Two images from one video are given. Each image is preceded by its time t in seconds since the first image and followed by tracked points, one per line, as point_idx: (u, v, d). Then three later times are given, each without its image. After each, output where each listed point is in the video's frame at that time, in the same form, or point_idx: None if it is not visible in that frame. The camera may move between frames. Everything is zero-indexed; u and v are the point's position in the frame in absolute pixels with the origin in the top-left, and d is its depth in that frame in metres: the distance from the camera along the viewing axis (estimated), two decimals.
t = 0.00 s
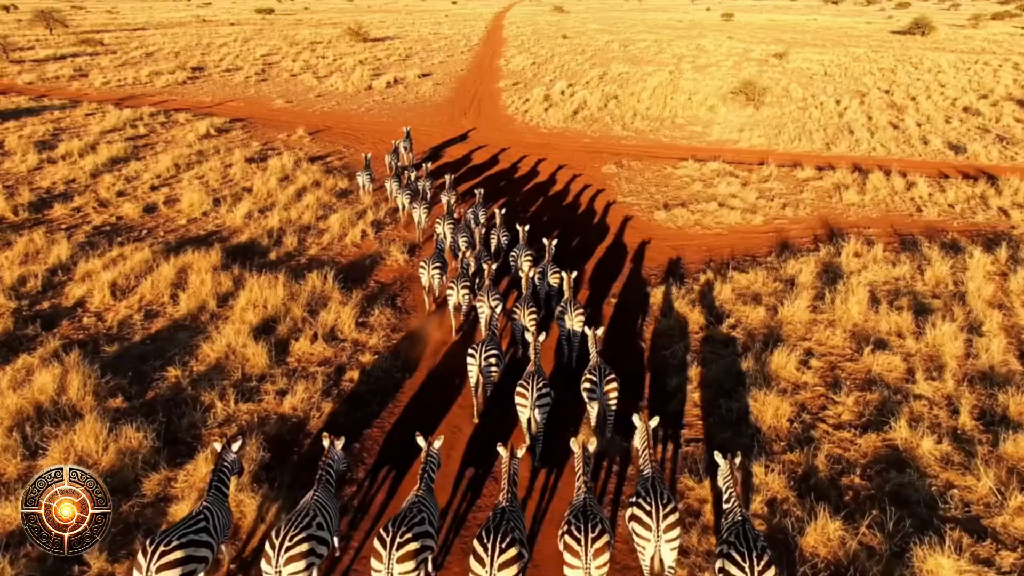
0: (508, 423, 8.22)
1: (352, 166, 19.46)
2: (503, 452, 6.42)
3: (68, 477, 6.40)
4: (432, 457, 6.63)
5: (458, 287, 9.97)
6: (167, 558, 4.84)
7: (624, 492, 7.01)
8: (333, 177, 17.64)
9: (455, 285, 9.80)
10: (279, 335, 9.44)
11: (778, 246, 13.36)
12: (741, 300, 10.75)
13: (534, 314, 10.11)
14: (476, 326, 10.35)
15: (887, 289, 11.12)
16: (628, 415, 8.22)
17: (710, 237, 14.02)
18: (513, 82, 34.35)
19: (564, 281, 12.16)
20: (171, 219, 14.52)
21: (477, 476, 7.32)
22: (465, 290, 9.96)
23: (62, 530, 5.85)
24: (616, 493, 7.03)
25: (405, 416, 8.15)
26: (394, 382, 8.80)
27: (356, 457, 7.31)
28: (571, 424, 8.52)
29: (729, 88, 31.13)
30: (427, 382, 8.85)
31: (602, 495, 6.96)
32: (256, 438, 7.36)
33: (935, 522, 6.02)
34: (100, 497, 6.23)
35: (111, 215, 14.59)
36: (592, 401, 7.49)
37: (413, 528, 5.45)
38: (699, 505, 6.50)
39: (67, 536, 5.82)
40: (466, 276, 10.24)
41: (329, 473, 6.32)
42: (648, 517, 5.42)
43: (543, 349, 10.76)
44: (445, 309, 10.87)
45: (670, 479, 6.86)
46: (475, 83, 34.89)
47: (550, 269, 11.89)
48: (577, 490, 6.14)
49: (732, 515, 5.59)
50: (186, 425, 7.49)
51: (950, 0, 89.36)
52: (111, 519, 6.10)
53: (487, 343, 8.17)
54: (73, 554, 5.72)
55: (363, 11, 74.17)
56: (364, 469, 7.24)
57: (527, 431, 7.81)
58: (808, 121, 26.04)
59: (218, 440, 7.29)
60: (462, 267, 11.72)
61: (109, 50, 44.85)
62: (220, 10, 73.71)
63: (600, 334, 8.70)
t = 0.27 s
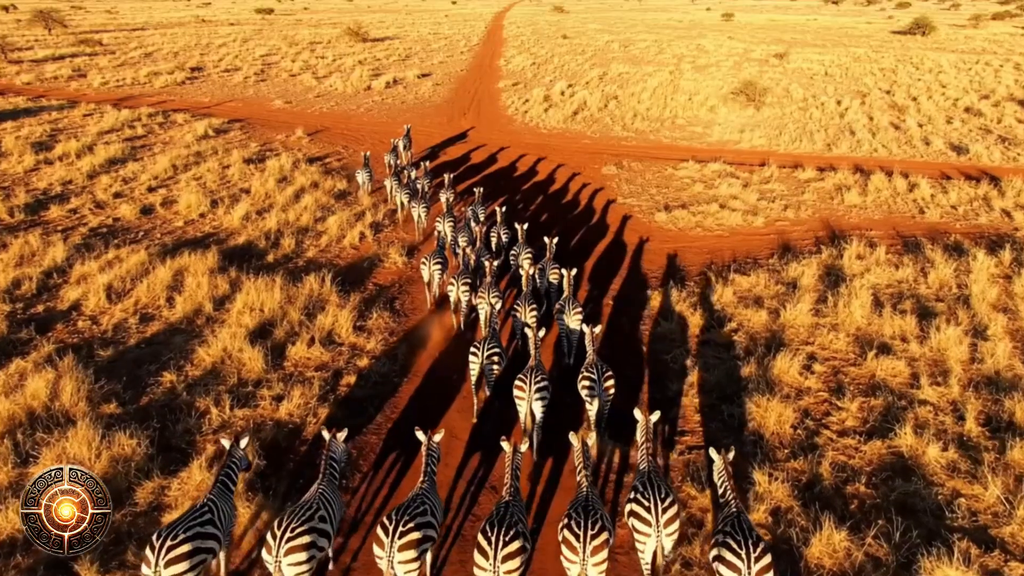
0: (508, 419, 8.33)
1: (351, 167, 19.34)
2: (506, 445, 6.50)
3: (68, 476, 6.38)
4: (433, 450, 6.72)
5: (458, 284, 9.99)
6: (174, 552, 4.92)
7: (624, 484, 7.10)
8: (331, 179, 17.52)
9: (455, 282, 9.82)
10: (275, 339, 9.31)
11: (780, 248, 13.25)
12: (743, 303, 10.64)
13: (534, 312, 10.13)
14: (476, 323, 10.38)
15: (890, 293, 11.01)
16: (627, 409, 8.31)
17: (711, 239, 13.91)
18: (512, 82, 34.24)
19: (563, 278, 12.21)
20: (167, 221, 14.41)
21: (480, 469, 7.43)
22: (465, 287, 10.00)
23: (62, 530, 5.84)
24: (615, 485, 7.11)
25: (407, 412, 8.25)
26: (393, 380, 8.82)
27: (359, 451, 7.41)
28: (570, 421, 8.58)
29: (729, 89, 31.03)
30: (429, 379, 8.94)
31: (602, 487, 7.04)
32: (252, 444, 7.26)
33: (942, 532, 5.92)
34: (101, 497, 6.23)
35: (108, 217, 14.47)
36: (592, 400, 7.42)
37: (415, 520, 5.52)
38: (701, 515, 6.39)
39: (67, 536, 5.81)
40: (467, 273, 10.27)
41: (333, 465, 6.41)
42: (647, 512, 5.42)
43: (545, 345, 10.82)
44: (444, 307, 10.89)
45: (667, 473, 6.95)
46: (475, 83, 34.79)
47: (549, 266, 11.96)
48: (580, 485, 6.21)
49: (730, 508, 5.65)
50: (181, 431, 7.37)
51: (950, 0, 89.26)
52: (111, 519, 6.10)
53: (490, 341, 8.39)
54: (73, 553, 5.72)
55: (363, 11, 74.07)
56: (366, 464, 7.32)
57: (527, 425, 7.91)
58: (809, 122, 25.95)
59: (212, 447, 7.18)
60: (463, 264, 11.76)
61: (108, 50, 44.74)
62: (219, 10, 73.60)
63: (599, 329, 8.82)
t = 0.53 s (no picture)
0: (509, 414, 8.39)
1: (349, 168, 19.22)
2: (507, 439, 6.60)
3: (68, 477, 6.38)
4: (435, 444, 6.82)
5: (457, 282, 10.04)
6: (182, 543, 4.97)
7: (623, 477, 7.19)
8: (330, 180, 17.40)
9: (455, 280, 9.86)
10: (272, 344, 9.19)
11: (782, 250, 13.13)
12: (745, 306, 10.52)
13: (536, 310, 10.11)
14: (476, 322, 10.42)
15: (894, 296, 10.89)
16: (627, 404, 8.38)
17: (712, 241, 13.79)
18: (512, 83, 34.14)
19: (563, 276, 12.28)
20: (164, 223, 14.28)
21: (482, 462, 7.53)
22: (465, 284, 10.04)
23: (62, 530, 5.83)
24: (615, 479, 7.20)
25: (409, 408, 8.31)
26: (392, 379, 8.84)
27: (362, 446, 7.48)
28: (569, 416, 8.66)
29: (730, 89, 30.91)
30: (429, 375, 9.00)
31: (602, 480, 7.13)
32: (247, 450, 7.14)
33: (950, 543, 5.81)
34: (101, 497, 6.24)
35: (104, 219, 14.35)
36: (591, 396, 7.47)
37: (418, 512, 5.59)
38: (704, 525, 6.27)
39: (67, 536, 5.79)
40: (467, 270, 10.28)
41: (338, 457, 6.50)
42: (645, 504, 5.50)
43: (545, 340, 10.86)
44: (444, 305, 10.94)
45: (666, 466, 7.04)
46: (474, 83, 34.71)
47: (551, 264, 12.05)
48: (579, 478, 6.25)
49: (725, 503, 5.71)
50: (175, 439, 7.25)
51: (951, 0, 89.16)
52: (111, 519, 6.12)
53: (491, 337, 8.41)
54: (75, 553, 5.70)
55: (363, 11, 73.99)
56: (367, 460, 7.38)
57: (528, 419, 8.00)
58: (810, 122, 25.85)
59: (207, 455, 7.05)
60: (462, 262, 11.80)
61: (107, 50, 44.62)
62: (219, 10, 73.53)
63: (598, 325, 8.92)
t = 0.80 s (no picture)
0: (509, 412, 8.45)
1: (348, 169, 19.07)
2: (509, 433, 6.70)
3: (68, 477, 6.37)
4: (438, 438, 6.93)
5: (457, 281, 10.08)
6: (190, 532, 5.10)
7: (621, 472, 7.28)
8: (328, 181, 17.25)
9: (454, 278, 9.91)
10: (267, 349, 9.04)
11: (785, 253, 12.99)
12: (748, 310, 10.37)
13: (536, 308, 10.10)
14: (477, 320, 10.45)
15: (898, 300, 10.75)
16: (626, 402, 8.44)
17: (714, 243, 13.66)
18: (512, 83, 34.00)
19: (563, 275, 12.34)
20: (160, 225, 14.13)
21: (482, 459, 7.61)
22: (465, 283, 10.09)
23: (62, 530, 5.82)
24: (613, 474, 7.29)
25: (409, 406, 8.35)
26: (392, 378, 8.84)
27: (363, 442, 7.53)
28: (567, 414, 8.72)
29: (731, 90, 30.77)
30: (429, 374, 9.04)
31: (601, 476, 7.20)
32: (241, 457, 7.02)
33: (961, 557, 5.67)
34: (101, 497, 6.21)
35: (100, 221, 14.20)
36: (588, 391, 7.59)
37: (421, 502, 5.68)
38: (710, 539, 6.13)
39: (67, 536, 5.79)
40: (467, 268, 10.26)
41: (342, 451, 6.58)
42: (642, 495, 5.61)
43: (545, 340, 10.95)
44: (444, 303, 10.98)
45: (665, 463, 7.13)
46: (474, 84, 34.58)
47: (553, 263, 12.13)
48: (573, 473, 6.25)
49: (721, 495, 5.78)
50: (167, 448, 7.11)
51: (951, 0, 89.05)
52: (112, 519, 6.11)
53: (491, 333, 8.42)
54: (75, 553, 5.71)
55: (363, 11, 73.90)
56: (368, 458, 7.42)
57: (528, 416, 8.07)
58: (811, 123, 25.70)
59: (200, 466, 6.90)
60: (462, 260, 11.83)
61: (106, 50, 44.51)
62: (218, 10, 73.45)
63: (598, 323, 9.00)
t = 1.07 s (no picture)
0: (510, 408, 8.49)
1: (346, 171, 18.94)
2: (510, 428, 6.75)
3: (68, 477, 6.35)
4: (441, 433, 6.99)
5: (458, 278, 10.22)
6: (196, 524, 5.13)
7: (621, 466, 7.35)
8: (326, 183, 17.11)
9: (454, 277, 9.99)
10: (262, 355, 8.90)
11: (787, 256, 12.86)
12: (750, 315, 10.24)
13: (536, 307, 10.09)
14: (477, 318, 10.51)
15: (903, 304, 10.63)
16: (625, 399, 8.49)
17: (716, 246, 13.52)
18: (513, 83, 33.89)
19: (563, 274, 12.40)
20: (157, 227, 14.00)
21: (484, 454, 7.67)
22: (465, 280, 10.20)
23: (62, 530, 5.80)
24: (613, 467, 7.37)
25: (411, 403, 8.39)
26: (392, 377, 8.85)
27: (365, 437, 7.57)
28: (567, 410, 8.76)
29: (732, 91, 30.65)
30: (429, 372, 9.06)
31: (601, 471, 7.26)
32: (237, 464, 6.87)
33: (971, 571, 5.53)
34: (101, 497, 6.21)
35: (96, 224, 14.07)
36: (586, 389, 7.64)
37: (425, 498, 5.73)
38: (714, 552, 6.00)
39: (67, 536, 5.76)
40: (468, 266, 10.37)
41: (346, 446, 6.62)
42: (639, 487, 5.67)
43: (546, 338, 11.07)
44: (445, 302, 11.06)
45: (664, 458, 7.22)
46: (474, 84, 34.49)
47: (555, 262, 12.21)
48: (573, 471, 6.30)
49: (719, 488, 5.85)
50: (160, 457, 6.98)
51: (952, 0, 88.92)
52: (111, 518, 6.10)
53: (492, 331, 8.45)
54: (75, 553, 5.69)
55: (363, 11, 73.83)
56: (369, 455, 7.46)
57: (529, 412, 8.12)
58: (812, 124, 25.59)
59: (193, 475, 6.77)
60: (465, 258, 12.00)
61: (104, 51, 44.41)
62: (218, 10, 73.39)
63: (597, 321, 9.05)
